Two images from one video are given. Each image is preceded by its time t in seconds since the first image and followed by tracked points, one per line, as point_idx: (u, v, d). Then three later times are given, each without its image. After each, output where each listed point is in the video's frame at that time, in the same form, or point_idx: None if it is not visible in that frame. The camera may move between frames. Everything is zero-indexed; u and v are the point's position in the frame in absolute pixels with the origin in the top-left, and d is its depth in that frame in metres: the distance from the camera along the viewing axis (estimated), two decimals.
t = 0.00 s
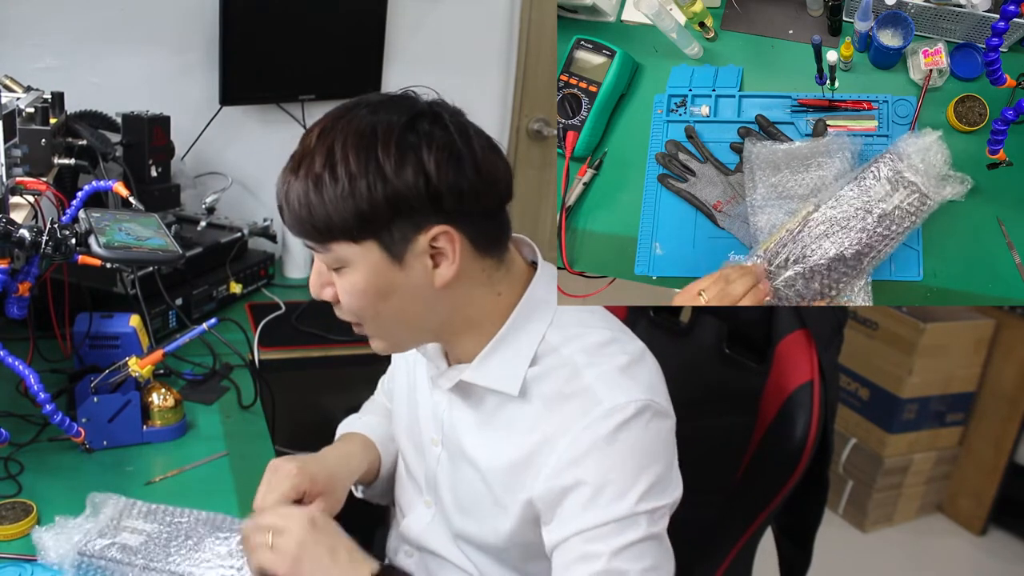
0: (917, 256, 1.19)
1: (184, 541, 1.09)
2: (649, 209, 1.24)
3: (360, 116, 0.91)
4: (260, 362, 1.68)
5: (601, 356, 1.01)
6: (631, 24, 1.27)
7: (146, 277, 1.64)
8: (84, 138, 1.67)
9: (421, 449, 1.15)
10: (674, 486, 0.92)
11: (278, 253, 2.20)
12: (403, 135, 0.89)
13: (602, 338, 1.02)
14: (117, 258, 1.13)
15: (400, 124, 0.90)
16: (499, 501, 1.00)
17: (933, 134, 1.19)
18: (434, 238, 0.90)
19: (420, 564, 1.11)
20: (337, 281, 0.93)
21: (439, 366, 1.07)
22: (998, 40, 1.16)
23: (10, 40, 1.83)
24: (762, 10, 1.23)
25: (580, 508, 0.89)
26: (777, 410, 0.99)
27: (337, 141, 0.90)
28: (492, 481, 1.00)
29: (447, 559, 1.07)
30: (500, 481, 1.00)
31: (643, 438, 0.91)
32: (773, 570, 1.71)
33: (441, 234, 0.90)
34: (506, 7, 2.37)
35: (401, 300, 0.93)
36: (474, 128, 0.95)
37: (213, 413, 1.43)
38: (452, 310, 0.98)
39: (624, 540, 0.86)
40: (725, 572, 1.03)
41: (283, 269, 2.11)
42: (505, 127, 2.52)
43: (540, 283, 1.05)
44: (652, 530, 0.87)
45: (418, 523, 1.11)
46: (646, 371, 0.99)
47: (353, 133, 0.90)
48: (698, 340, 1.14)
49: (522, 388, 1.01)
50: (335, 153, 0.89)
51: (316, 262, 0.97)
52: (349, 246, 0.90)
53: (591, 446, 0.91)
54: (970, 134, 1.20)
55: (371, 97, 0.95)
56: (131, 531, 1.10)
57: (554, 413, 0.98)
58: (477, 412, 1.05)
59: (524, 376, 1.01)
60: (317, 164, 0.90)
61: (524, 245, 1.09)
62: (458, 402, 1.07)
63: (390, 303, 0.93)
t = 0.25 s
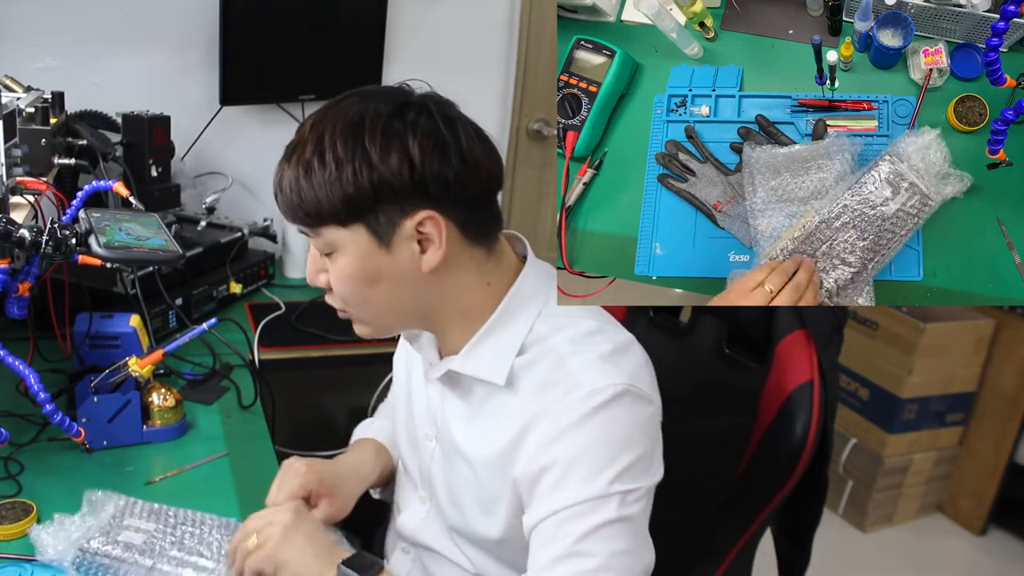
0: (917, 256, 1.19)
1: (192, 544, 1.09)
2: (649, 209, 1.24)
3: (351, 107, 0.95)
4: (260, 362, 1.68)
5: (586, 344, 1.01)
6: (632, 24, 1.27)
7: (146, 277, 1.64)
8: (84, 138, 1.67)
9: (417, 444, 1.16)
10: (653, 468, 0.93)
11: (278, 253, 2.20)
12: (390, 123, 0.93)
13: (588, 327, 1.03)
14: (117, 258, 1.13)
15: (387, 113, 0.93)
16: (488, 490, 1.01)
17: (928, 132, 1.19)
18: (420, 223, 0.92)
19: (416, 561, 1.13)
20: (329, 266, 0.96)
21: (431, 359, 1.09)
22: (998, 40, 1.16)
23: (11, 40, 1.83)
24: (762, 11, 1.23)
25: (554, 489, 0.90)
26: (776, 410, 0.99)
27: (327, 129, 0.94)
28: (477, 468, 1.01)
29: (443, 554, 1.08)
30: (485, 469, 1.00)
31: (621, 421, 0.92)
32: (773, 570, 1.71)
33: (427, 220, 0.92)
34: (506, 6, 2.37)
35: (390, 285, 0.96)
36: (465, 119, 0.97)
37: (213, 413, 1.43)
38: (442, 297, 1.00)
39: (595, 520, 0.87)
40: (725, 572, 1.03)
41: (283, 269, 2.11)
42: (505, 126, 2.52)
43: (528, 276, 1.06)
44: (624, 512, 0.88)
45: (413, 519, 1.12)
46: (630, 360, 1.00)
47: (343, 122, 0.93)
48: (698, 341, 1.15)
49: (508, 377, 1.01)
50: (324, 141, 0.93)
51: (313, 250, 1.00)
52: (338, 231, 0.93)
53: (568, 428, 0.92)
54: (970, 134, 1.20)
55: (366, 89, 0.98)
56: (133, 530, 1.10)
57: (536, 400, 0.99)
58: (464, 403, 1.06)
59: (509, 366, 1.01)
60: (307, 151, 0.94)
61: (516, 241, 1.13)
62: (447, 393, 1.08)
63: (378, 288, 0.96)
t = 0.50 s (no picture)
0: (917, 256, 1.19)
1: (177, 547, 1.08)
2: (649, 209, 1.23)
3: (332, 104, 0.96)
4: (260, 362, 1.68)
5: (576, 339, 1.02)
6: (632, 24, 1.27)
7: (146, 277, 1.64)
8: (84, 138, 1.67)
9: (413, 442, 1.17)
10: (648, 463, 0.93)
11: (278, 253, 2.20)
12: (370, 117, 0.94)
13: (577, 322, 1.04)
14: (117, 258, 1.13)
15: (367, 108, 0.94)
16: (480, 487, 1.01)
17: (955, 135, 1.18)
18: (405, 214, 0.92)
19: (415, 560, 1.14)
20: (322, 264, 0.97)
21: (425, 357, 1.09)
22: (998, 40, 1.17)
23: (11, 40, 1.83)
24: (762, 10, 1.23)
25: (552, 487, 0.90)
26: (776, 411, 0.99)
27: (309, 127, 0.95)
28: (470, 465, 1.01)
29: (440, 551, 1.09)
30: (478, 465, 1.00)
31: (617, 419, 0.92)
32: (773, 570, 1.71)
33: (412, 210, 0.92)
34: (506, 6, 2.37)
35: (380, 279, 0.96)
36: (444, 111, 0.98)
37: (213, 413, 1.43)
38: (433, 290, 1.00)
39: (594, 519, 0.87)
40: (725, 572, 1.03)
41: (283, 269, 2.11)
42: (505, 126, 2.52)
43: (517, 272, 1.06)
44: (623, 511, 0.88)
45: (410, 517, 1.13)
46: (622, 354, 1.00)
47: (324, 119, 0.95)
48: (698, 342, 1.19)
49: (499, 372, 1.02)
50: (308, 138, 0.94)
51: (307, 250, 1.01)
52: (325, 226, 0.94)
53: (563, 427, 0.92)
54: (970, 134, 1.20)
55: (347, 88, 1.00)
56: (112, 540, 1.07)
57: (530, 397, 0.99)
58: (458, 399, 1.06)
59: (501, 360, 1.02)
60: (292, 149, 0.95)
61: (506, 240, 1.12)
62: (441, 390, 1.09)
63: (369, 282, 0.96)
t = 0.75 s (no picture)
0: (917, 256, 1.19)
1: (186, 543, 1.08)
2: (649, 209, 1.23)
3: (336, 108, 0.95)
4: (260, 362, 1.68)
5: (576, 333, 1.02)
6: (632, 24, 1.27)
7: (146, 277, 1.63)
8: (84, 138, 1.67)
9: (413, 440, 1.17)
10: (648, 454, 0.93)
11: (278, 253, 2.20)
12: (381, 120, 0.93)
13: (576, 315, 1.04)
14: (117, 258, 1.13)
15: (377, 110, 0.94)
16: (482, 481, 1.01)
17: (949, 131, 1.20)
18: (423, 214, 0.93)
19: (415, 558, 1.14)
20: (333, 272, 0.96)
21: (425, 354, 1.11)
22: (998, 40, 1.17)
23: (11, 40, 1.83)
24: (762, 10, 1.23)
25: (555, 479, 0.90)
26: (776, 411, 0.99)
27: (317, 133, 0.94)
28: (473, 460, 1.02)
29: (440, 548, 1.09)
30: (481, 460, 1.01)
31: (618, 410, 0.92)
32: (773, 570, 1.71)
33: (430, 209, 0.93)
34: (506, 6, 2.37)
35: (397, 281, 0.96)
36: (446, 108, 0.99)
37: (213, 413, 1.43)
38: (444, 289, 1.01)
39: (597, 510, 0.87)
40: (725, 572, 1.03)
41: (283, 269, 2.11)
42: (505, 126, 2.52)
43: (515, 269, 1.07)
44: (625, 501, 0.89)
45: (410, 516, 1.13)
46: (620, 347, 1.01)
47: (333, 124, 0.94)
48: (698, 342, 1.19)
49: (501, 367, 1.03)
50: (318, 145, 0.93)
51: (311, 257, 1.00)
52: (342, 234, 0.93)
53: (565, 419, 0.92)
54: (969, 134, 1.20)
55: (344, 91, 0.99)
56: (125, 535, 1.08)
57: (531, 390, 1.00)
58: (459, 395, 1.07)
59: (502, 355, 1.03)
60: (301, 158, 0.93)
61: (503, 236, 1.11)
62: (442, 387, 1.09)
63: (385, 285, 0.96)
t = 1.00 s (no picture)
0: (917, 255, 1.19)
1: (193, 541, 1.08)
2: (649, 209, 1.23)
3: (362, 119, 0.90)
4: (260, 362, 1.68)
5: (580, 333, 1.03)
6: (631, 24, 1.27)
7: (146, 277, 1.63)
8: (84, 138, 1.67)
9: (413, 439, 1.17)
10: (657, 455, 0.94)
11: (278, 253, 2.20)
12: (413, 133, 0.90)
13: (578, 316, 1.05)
14: (117, 258, 1.13)
15: (408, 123, 0.90)
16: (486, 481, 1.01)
17: (934, 129, 1.19)
18: (451, 230, 0.92)
19: (417, 556, 1.13)
20: (352, 288, 0.94)
21: (429, 357, 1.11)
22: (998, 40, 1.16)
23: (11, 40, 1.83)
24: (762, 11, 1.23)
25: (568, 481, 0.90)
26: (776, 411, 0.99)
27: (345, 146, 0.88)
28: (478, 460, 1.01)
29: (442, 547, 1.09)
30: (486, 460, 1.01)
31: (627, 412, 0.93)
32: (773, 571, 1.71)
33: (458, 226, 0.92)
34: (506, 6, 2.37)
35: (417, 295, 0.95)
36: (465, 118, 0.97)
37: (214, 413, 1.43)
38: (458, 300, 1.00)
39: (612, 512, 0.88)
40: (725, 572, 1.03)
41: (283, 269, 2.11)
42: (505, 126, 2.52)
43: (518, 270, 1.06)
44: (639, 502, 0.90)
45: (411, 515, 1.12)
46: (625, 348, 1.02)
47: (362, 136, 0.89)
48: (698, 342, 1.18)
49: (506, 368, 1.03)
50: (348, 160, 0.88)
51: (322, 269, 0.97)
52: (370, 252, 0.90)
53: (576, 421, 0.93)
54: (970, 134, 1.20)
55: (363, 97, 0.94)
56: (132, 531, 1.08)
57: (538, 392, 1.00)
58: (462, 396, 1.07)
59: (507, 357, 1.03)
60: (328, 172, 0.88)
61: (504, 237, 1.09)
62: (445, 387, 1.09)
63: (405, 299, 0.95)
